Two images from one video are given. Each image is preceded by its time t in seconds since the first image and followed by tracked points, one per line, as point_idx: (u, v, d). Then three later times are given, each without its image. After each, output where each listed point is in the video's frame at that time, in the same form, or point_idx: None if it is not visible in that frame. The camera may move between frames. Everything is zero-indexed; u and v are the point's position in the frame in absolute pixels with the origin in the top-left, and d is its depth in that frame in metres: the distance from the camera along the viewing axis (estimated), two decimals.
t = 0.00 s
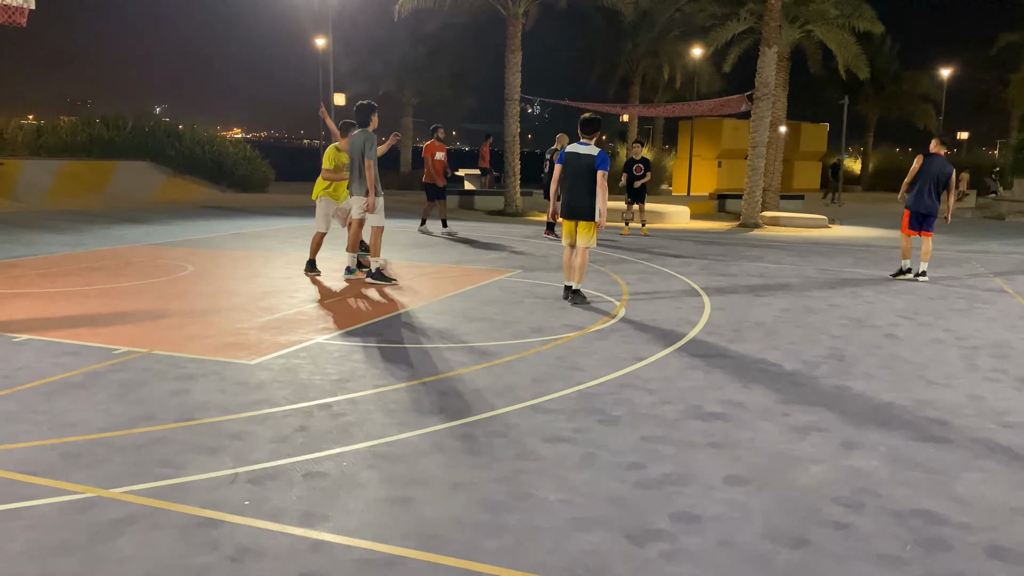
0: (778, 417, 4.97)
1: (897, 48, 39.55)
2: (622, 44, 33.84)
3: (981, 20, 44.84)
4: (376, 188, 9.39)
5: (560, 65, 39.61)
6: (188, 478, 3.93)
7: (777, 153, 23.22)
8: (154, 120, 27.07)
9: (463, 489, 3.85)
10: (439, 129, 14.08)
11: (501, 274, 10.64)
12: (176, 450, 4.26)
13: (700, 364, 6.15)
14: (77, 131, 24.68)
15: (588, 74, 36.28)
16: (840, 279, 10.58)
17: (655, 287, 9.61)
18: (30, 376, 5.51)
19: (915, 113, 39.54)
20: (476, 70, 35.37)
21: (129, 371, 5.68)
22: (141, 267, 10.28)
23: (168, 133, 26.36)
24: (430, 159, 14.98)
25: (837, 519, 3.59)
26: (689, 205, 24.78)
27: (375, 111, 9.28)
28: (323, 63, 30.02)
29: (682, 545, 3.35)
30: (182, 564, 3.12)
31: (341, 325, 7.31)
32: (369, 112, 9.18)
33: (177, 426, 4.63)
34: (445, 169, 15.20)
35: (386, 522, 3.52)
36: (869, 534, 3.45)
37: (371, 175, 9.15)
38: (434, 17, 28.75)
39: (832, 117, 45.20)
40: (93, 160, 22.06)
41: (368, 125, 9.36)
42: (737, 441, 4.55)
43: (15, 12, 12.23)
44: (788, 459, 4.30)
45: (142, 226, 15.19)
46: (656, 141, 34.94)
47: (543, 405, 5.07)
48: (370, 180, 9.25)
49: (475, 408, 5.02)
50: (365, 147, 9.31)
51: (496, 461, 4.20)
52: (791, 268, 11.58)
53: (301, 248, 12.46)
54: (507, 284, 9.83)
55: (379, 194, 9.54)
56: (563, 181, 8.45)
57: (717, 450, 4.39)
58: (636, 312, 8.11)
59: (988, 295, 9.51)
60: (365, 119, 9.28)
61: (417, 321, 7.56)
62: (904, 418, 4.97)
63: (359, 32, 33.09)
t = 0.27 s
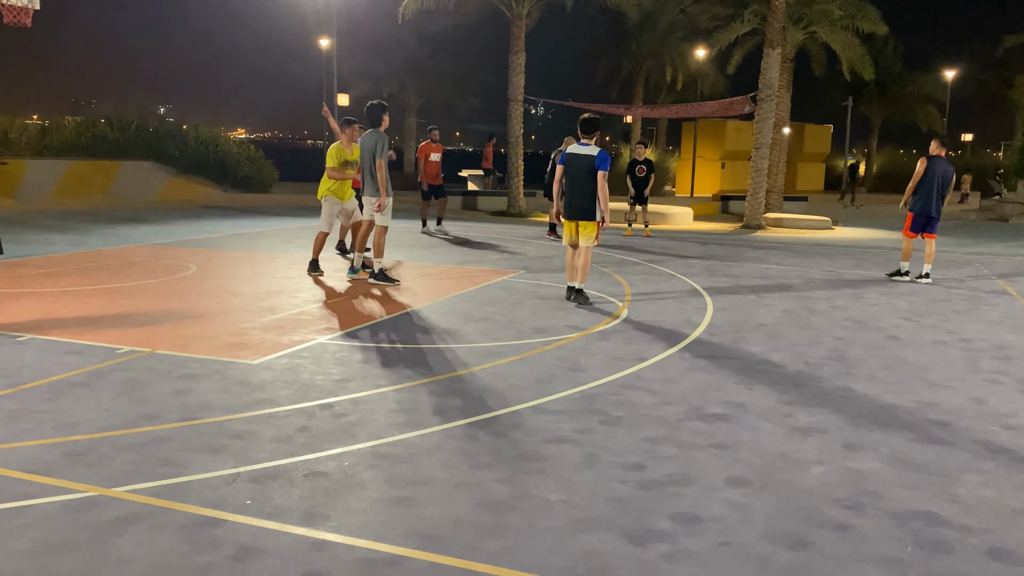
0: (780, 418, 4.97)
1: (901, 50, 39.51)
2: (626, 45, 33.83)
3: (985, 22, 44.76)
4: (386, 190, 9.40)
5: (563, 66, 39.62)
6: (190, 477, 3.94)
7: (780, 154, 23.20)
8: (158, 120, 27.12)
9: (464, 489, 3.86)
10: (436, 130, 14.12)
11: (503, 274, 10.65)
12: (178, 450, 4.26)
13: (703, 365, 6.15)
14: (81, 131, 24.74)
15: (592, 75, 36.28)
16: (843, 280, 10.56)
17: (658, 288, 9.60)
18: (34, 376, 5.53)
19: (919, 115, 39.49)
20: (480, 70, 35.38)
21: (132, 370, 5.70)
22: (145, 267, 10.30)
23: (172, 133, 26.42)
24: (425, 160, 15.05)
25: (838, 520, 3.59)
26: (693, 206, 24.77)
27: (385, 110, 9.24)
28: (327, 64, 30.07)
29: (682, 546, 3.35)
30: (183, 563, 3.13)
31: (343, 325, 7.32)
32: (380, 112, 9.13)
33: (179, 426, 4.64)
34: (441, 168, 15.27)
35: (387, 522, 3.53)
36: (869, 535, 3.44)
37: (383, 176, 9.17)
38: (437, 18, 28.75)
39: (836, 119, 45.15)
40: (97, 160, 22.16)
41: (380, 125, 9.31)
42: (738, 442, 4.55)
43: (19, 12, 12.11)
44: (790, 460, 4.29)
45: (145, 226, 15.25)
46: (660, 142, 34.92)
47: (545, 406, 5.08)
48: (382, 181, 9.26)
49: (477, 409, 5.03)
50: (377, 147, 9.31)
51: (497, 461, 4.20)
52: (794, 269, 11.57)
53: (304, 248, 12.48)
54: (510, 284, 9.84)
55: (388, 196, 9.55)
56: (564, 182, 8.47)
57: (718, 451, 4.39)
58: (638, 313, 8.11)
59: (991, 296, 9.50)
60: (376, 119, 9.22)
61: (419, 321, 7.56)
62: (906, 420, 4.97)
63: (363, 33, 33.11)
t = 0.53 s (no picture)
0: (784, 419, 4.96)
1: (905, 51, 39.47)
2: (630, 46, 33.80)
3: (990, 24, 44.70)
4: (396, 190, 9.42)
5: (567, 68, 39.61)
6: (196, 476, 3.95)
7: (784, 156, 23.19)
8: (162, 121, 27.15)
9: (469, 489, 3.86)
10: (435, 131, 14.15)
11: (507, 275, 10.65)
12: (183, 450, 4.27)
13: (707, 366, 6.14)
14: (86, 131, 24.79)
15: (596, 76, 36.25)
16: (848, 282, 10.55)
17: (661, 289, 9.59)
18: (40, 375, 5.54)
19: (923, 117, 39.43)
20: (484, 72, 35.38)
21: (137, 370, 5.71)
22: (149, 267, 10.32)
23: (176, 134, 26.46)
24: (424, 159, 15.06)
25: (843, 521, 3.59)
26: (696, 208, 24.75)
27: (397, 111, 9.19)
28: (330, 65, 30.07)
29: (687, 547, 3.35)
30: (188, 562, 3.14)
31: (347, 325, 7.32)
32: (392, 113, 9.07)
33: (184, 425, 4.65)
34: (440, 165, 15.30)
35: (392, 521, 3.53)
36: (874, 537, 3.44)
37: (394, 176, 9.19)
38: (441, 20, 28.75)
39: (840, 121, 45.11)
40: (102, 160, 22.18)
41: (391, 125, 9.29)
42: (743, 443, 4.55)
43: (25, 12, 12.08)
44: (794, 461, 4.29)
45: (149, 226, 15.27)
46: (663, 144, 34.91)
47: (549, 407, 5.08)
48: (392, 181, 9.27)
49: (482, 410, 5.02)
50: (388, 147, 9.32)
51: (502, 462, 4.20)
52: (798, 270, 11.56)
53: (308, 249, 12.49)
54: (513, 285, 9.84)
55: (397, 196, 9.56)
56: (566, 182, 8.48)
57: (723, 452, 4.39)
58: (642, 314, 8.10)
59: (995, 298, 9.49)
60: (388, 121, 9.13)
61: (423, 321, 7.57)
62: (911, 422, 4.96)
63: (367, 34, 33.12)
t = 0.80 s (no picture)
0: (789, 422, 4.96)
1: (910, 54, 39.44)
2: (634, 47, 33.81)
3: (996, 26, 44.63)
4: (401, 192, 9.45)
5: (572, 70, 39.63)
6: (202, 477, 3.95)
7: (789, 158, 23.18)
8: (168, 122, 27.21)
9: (474, 490, 3.87)
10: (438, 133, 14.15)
11: (510, 277, 10.65)
12: (189, 450, 4.28)
13: (711, 369, 6.14)
14: (91, 132, 24.88)
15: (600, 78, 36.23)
16: (852, 284, 10.54)
17: (665, 291, 9.59)
18: (46, 375, 5.57)
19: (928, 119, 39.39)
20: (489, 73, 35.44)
21: (143, 371, 5.72)
22: (155, 268, 10.34)
23: (181, 135, 26.55)
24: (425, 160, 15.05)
25: (848, 524, 3.59)
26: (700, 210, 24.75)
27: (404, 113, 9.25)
28: (335, 67, 30.12)
29: (692, 549, 3.34)
30: (194, 562, 3.14)
31: (351, 326, 7.32)
32: (399, 115, 9.14)
33: (189, 426, 4.66)
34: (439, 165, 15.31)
35: (397, 522, 3.53)
36: (879, 539, 3.44)
37: (401, 179, 9.22)
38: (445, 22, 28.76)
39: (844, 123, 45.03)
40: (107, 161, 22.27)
41: (397, 127, 9.32)
42: (748, 445, 4.54)
43: (32, 13, 12.15)
44: (800, 464, 4.29)
45: (154, 227, 15.32)
46: (668, 145, 34.89)
47: (554, 408, 5.08)
48: (399, 183, 9.31)
49: (486, 411, 5.03)
50: (393, 149, 9.33)
51: (506, 463, 4.20)
52: (802, 272, 11.54)
53: (313, 250, 12.51)
54: (518, 287, 9.84)
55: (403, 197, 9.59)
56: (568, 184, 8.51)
57: (728, 455, 4.39)
58: (646, 316, 8.09)
59: (1001, 301, 9.46)
60: (394, 122, 9.22)
61: (427, 322, 7.58)
62: (916, 424, 4.95)
63: (372, 36, 33.15)
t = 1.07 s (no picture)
0: (795, 426, 4.95)
1: (916, 57, 39.38)
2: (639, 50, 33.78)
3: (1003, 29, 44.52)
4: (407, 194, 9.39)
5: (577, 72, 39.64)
6: (209, 479, 3.97)
7: (794, 161, 23.16)
8: (173, 124, 27.27)
9: (480, 494, 3.87)
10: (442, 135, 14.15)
11: (516, 280, 10.66)
12: (196, 453, 4.29)
13: (718, 372, 6.13)
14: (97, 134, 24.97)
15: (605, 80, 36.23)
16: (857, 287, 10.52)
17: (670, 294, 9.57)
18: (54, 377, 5.59)
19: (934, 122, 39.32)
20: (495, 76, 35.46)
21: (149, 373, 5.74)
22: (162, 270, 10.38)
23: (186, 137, 26.63)
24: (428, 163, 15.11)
25: (856, 529, 3.58)
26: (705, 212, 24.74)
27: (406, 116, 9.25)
28: (341, 70, 30.17)
29: (699, 554, 3.34)
30: (201, 565, 3.15)
31: (357, 329, 7.33)
32: (400, 118, 9.13)
33: (197, 428, 4.67)
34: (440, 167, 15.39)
35: (404, 526, 3.54)
36: (887, 545, 3.43)
37: (405, 180, 9.17)
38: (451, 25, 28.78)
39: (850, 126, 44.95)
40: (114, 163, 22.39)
41: (401, 129, 9.34)
42: (755, 450, 4.54)
43: (40, 18, 11.96)
44: (807, 468, 4.28)
45: (160, 229, 15.37)
46: (673, 148, 34.87)
47: (560, 412, 5.08)
48: (404, 185, 9.24)
49: (493, 414, 5.03)
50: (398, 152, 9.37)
51: (513, 467, 4.21)
52: (808, 275, 11.53)
53: (318, 252, 12.54)
54: (523, 289, 9.84)
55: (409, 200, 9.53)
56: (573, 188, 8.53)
57: (734, 459, 4.39)
58: (652, 319, 8.09)
59: (1007, 305, 9.44)
60: (397, 125, 9.22)
61: (433, 325, 7.59)
62: (923, 429, 4.94)
63: (378, 38, 33.17)
